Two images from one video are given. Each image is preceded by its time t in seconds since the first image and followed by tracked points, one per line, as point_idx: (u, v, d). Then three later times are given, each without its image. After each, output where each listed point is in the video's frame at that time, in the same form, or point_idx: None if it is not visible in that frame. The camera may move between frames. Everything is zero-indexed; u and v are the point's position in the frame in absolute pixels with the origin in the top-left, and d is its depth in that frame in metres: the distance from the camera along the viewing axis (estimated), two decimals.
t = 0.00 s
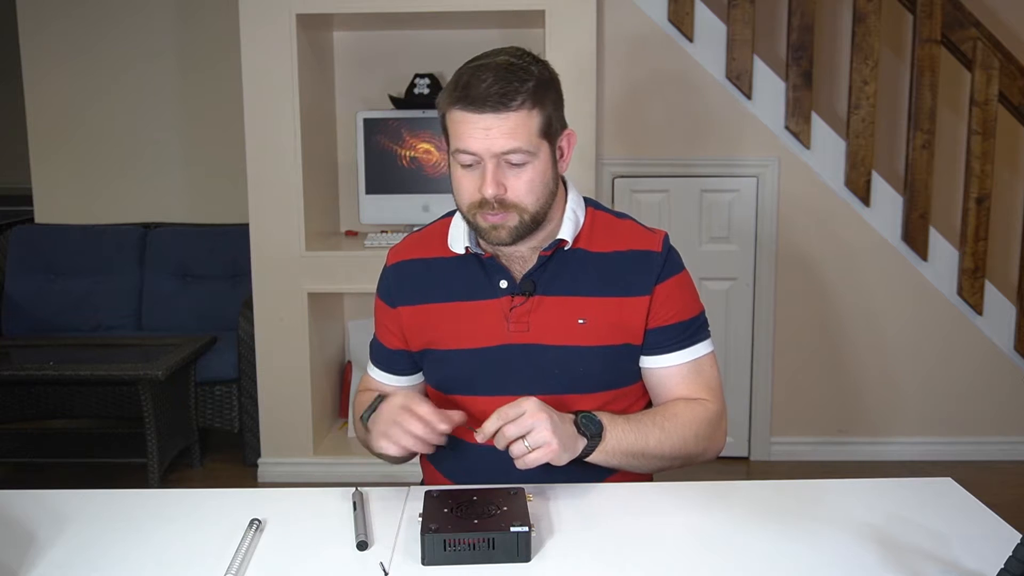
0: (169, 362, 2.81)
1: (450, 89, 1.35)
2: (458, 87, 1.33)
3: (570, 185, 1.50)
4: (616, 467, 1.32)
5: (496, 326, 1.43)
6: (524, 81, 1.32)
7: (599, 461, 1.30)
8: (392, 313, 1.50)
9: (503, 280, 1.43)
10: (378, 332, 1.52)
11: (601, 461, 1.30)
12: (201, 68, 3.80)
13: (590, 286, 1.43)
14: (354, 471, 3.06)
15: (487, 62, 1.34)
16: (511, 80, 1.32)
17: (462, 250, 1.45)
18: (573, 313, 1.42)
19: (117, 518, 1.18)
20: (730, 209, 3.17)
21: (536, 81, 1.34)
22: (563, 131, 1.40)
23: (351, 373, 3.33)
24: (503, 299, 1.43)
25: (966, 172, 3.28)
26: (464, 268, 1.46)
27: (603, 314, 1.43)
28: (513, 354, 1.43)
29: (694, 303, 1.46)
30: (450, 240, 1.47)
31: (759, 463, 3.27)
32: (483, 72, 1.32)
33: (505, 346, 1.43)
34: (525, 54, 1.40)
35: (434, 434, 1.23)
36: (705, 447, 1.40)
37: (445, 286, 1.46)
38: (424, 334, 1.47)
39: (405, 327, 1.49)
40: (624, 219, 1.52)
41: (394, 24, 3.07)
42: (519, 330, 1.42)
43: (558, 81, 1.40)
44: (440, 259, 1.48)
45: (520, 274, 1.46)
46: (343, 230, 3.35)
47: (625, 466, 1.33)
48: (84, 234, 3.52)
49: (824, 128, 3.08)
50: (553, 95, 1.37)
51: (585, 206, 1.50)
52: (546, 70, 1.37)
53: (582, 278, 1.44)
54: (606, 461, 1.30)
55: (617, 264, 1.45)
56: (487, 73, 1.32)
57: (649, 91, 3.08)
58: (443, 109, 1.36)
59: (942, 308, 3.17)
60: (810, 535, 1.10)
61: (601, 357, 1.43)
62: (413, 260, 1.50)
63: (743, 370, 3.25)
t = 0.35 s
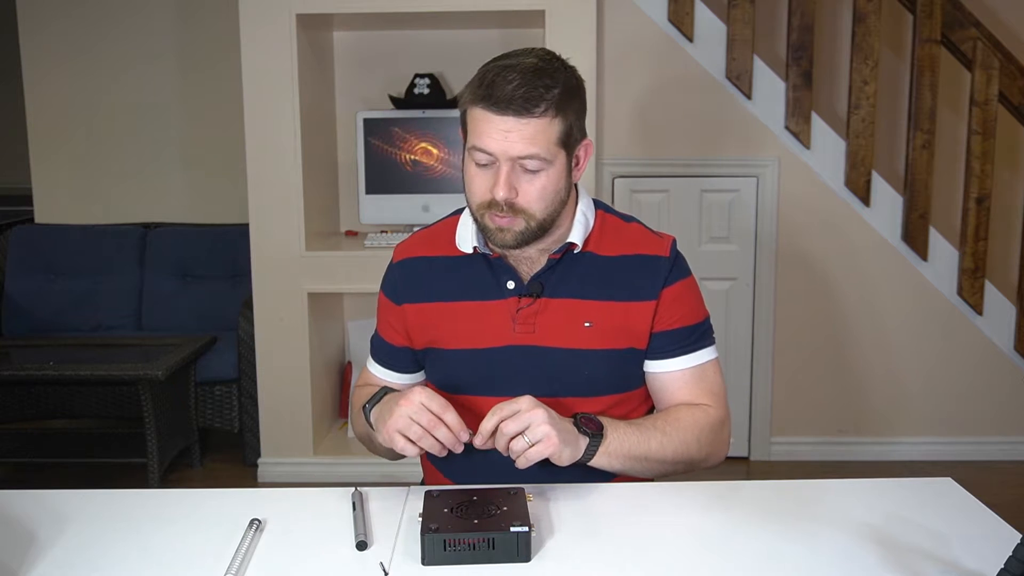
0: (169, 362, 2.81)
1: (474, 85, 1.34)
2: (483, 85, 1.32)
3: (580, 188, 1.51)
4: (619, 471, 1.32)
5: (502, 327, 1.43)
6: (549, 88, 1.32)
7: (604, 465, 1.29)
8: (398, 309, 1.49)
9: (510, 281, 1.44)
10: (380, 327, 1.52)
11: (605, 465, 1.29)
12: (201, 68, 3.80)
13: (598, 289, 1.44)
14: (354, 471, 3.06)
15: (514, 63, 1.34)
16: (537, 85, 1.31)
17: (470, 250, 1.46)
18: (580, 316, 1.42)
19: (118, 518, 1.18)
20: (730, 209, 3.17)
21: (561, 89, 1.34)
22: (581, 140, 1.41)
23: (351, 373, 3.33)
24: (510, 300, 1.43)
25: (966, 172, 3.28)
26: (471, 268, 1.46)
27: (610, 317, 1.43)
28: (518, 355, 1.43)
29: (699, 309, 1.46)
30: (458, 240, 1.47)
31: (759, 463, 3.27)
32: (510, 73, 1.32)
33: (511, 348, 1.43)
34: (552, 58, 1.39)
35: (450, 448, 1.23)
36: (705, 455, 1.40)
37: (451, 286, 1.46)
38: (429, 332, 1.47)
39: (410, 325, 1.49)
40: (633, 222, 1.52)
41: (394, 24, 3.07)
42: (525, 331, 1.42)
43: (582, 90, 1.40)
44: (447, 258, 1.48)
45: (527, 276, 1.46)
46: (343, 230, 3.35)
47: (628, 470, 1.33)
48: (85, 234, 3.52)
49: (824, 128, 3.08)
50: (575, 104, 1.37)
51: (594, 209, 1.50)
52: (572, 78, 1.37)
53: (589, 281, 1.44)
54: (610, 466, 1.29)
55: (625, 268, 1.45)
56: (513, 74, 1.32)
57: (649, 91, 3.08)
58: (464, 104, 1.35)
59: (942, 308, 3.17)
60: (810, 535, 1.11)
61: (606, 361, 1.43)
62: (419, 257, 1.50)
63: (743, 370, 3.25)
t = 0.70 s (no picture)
0: (169, 362, 2.81)
1: (482, 79, 1.35)
2: (491, 78, 1.33)
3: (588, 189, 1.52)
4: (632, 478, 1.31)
5: (509, 325, 1.43)
6: (558, 83, 1.32)
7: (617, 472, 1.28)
8: (406, 299, 1.49)
9: (518, 279, 1.44)
10: (377, 308, 1.49)
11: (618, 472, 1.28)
12: (201, 68, 3.80)
13: (604, 289, 1.44)
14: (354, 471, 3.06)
15: (523, 58, 1.34)
16: (545, 79, 1.32)
17: (479, 249, 1.47)
18: (586, 315, 1.42)
19: (117, 518, 1.18)
20: (730, 209, 3.17)
21: (570, 84, 1.34)
22: (588, 138, 1.41)
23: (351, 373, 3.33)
24: (517, 298, 1.44)
25: (966, 172, 3.28)
26: (480, 264, 1.47)
27: (616, 317, 1.43)
28: (524, 353, 1.42)
29: (704, 312, 1.47)
30: (468, 238, 1.48)
31: (759, 463, 3.27)
32: (519, 67, 1.32)
33: (516, 345, 1.42)
34: (561, 56, 1.40)
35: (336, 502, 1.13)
36: (712, 458, 1.40)
37: (459, 280, 1.47)
38: (436, 324, 1.47)
39: (417, 316, 1.48)
40: (639, 224, 1.53)
41: (394, 24, 3.07)
42: (532, 330, 1.42)
43: (590, 89, 1.40)
44: (457, 253, 1.49)
45: (534, 274, 1.47)
46: (343, 230, 3.35)
47: (640, 476, 1.31)
48: (85, 234, 3.52)
49: (824, 128, 3.08)
50: (584, 101, 1.37)
51: (601, 210, 1.52)
52: (580, 76, 1.37)
53: (596, 280, 1.45)
54: (624, 472, 1.28)
55: (632, 268, 1.46)
56: (521, 69, 1.32)
57: (649, 91, 3.08)
58: (473, 98, 1.36)
59: (942, 307, 3.17)
60: (810, 535, 1.11)
61: (611, 362, 1.43)
62: (430, 249, 1.51)
63: (743, 369, 3.25)
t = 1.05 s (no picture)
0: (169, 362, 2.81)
1: (498, 73, 1.34)
2: (508, 73, 1.33)
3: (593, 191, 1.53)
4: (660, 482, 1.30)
5: (515, 324, 1.43)
6: (575, 79, 1.33)
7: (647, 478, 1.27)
8: (413, 293, 1.48)
9: (525, 278, 1.44)
10: (379, 299, 1.48)
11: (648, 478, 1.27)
12: (201, 68, 3.80)
13: (611, 289, 1.44)
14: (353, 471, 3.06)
15: (539, 54, 1.34)
16: (562, 75, 1.32)
17: (487, 247, 1.46)
18: (593, 315, 1.43)
19: (117, 518, 1.18)
20: (730, 209, 3.17)
21: (586, 81, 1.34)
22: (600, 136, 1.41)
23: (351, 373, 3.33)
24: (524, 297, 1.44)
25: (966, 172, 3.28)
26: (486, 262, 1.47)
27: (622, 317, 1.43)
28: (530, 351, 1.42)
29: (708, 312, 1.48)
30: (475, 237, 1.48)
31: (759, 463, 3.27)
32: (535, 63, 1.32)
33: (523, 344, 1.42)
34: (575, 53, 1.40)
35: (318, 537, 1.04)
36: (724, 455, 1.41)
37: (466, 278, 1.47)
38: (442, 320, 1.46)
39: (423, 310, 1.48)
40: (644, 225, 1.54)
41: (394, 24, 3.07)
42: (538, 329, 1.42)
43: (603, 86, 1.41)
44: (463, 251, 1.50)
45: (541, 273, 1.47)
46: (343, 230, 3.35)
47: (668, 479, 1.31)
48: (85, 234, 3.52)
49: (824, 128, 3.08)
50: (598, 98, 1.37)
51: (606, 210, 1.52)
52: (595, 73, 1.38)
53: (602, 280, 1.45)
54: (653, 477, 1.28)
55: (638, 268, 1.46)
56: (538, 64, 1.32)
57: (649, 92, 3.08)
58: (488, 93, 1.35)
59: (942, 307, 3.17)
60: (810, 535, 1.11)
61: (616, 361, 1.43)
62: (437, 245, 1.51)
63: (743, 369, 3.26)
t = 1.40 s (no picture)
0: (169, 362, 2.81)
1: (491, 77, 1.34)
2: (501, 77, 1.32)
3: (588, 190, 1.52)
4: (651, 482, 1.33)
5: (511, 326, 1.43)
6: (568, 79, 1.32)
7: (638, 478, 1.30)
8: (406, 308, 1.49)
9: (519, 280, 1.44)
10: (383, 322, 1.51)
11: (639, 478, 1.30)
12: (202, 68, 3.80)
13: (607, 290, 1.44)
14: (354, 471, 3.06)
15: (531, 55, 1.34)
16: (555, 76, 1.32)
17: (479, 250, 1.46)
18: (589, 316, 1.42)
19: (118, 517, 1.18)
20: (730, 209, 3.17)
21: (578, 80, 1.34)
22: (594, 134, 1.41)
23: (351, 373, 3.33)
24: (519, 299, 1.43)
25: (966, 172, 3.28)
26: (480, 266, 1.47)
27: (618, 318, 1.43)
28: (526, 354, 1.42)
29: (706, 310, 1.48)
30: (467, 240, 1.48)
31: (759, 463, 3.27)
32: (528, 64, 1.32)
33: (518, 346, 1.42)
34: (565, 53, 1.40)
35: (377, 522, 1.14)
36: (721, 455, 1.42)
37: (461, 283, 1.47)
38: (436, 329, 1.46)
39: (418, 323, 1.48)
40: (640, 223, 1.54)
41: (394, 24, 3.07)
42: (534, 330, 1.42)
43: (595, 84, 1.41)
44: (455, 257, 1.49)
45: (536, 275, 1.45)
46: (343, 230, 3.35)
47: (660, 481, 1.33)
48: (85, 234, 3.52)
49: (823, 128, 3.08)
50: (590, 96, 1.37)
51: (602, 210, 1.52)
52: (587, 71, 1.38)
53: (598, 281, 1.45)
54: (644, 478, 1.30)
55: (635, 268, 1.46)
56: (531, 66, 1.32)
57: (649, 93, 3.08)
58: (481, 97, 1.35)
59: (942, 307, 3.17)
60: (809, 535, 1.11)
61: (613, 362, 1.43)
62: (428, 256, 1.50)
63: (744, 369, 3.25)
